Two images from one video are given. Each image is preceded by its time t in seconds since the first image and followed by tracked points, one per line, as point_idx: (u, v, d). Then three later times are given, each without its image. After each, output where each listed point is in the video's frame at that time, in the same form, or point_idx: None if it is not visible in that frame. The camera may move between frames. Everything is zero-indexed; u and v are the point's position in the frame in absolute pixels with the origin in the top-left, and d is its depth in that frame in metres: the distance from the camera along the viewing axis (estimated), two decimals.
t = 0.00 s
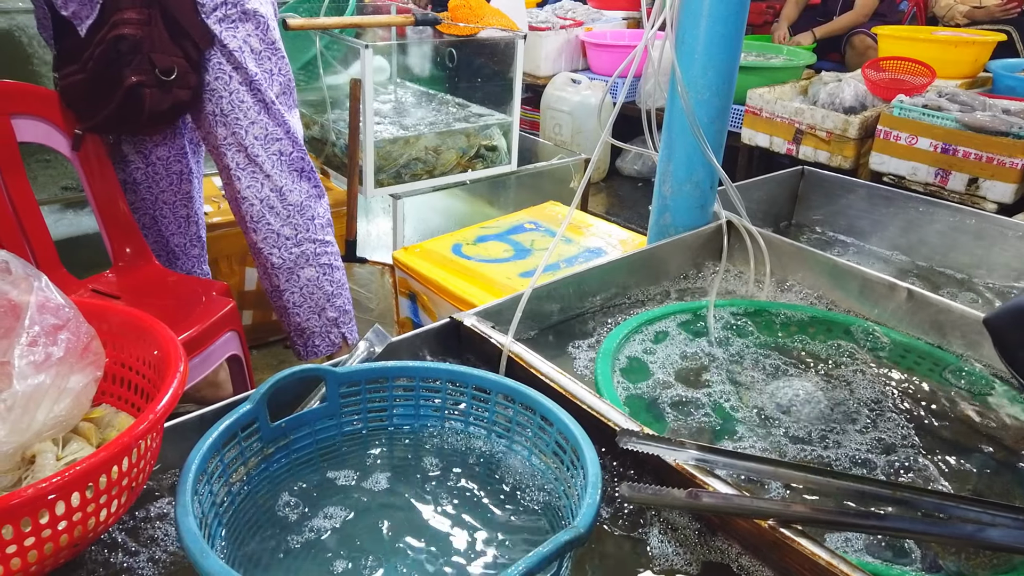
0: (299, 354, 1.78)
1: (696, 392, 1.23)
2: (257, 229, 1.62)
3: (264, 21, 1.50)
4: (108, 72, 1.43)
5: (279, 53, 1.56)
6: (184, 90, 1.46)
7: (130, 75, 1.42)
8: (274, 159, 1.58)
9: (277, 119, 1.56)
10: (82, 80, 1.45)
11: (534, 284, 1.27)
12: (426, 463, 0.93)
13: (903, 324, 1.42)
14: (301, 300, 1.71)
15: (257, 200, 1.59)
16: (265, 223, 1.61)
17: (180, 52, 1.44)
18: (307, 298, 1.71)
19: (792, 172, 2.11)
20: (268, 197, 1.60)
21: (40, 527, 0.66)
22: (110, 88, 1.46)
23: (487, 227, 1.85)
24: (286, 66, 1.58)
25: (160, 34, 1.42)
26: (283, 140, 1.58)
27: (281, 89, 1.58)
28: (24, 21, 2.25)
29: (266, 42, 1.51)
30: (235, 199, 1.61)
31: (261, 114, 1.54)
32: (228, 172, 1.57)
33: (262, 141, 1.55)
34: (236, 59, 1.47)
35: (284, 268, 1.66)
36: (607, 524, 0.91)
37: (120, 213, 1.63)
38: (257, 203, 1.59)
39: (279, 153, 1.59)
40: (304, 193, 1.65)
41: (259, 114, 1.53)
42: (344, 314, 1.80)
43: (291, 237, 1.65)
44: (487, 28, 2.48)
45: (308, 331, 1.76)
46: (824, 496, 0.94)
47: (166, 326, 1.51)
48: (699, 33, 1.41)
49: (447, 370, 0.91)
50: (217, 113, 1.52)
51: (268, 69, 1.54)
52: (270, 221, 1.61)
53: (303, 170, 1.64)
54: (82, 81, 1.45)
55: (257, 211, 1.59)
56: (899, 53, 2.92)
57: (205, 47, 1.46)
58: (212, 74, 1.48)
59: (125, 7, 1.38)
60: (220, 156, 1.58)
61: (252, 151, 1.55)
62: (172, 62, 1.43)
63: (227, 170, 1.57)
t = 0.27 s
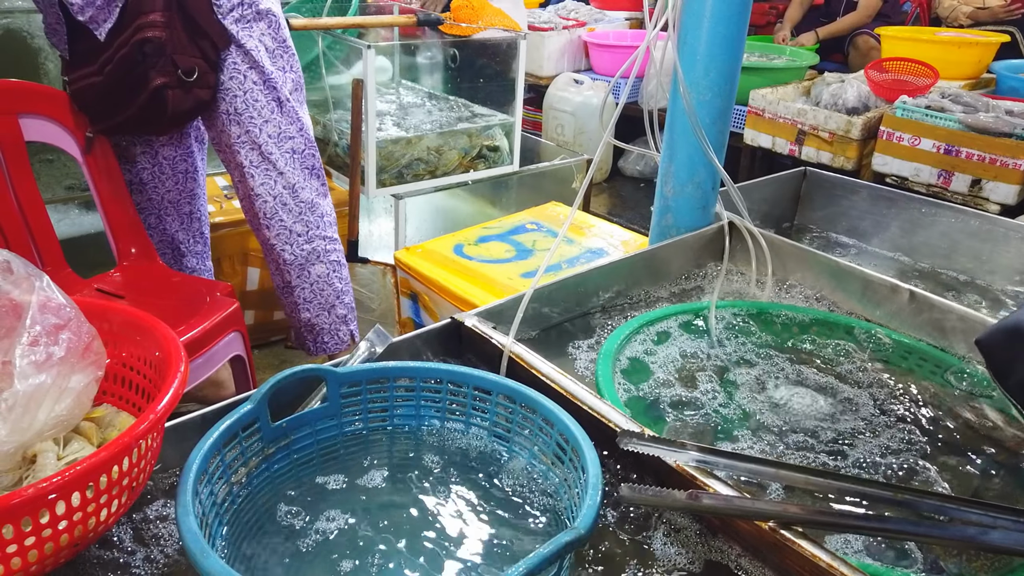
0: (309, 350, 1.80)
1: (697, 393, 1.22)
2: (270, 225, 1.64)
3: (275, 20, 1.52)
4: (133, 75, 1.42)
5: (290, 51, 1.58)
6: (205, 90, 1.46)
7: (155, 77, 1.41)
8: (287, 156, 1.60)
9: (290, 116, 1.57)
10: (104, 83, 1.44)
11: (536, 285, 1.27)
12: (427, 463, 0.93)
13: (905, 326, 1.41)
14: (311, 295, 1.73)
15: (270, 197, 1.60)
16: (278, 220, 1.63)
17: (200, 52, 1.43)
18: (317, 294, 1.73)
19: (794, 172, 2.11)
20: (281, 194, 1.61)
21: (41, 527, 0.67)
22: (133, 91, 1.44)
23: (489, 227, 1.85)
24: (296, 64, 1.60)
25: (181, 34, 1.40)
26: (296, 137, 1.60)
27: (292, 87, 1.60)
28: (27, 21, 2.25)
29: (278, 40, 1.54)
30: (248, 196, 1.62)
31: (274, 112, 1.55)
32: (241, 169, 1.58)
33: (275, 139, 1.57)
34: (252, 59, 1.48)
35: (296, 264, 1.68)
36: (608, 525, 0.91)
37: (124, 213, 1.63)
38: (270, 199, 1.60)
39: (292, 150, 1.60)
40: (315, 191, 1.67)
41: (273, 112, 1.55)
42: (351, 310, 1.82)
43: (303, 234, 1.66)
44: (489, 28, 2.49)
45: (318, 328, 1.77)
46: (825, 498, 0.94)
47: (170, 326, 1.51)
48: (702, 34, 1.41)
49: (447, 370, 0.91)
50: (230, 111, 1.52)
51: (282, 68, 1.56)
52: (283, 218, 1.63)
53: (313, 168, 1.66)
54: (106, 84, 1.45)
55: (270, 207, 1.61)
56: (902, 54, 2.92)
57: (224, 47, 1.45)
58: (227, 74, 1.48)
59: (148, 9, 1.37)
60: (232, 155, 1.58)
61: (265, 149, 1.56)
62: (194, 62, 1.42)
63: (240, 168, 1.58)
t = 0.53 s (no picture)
0: (314, 351, 1.81)
1: (697, 395, 1.22)
2: (275, 227, 1.64)
3: (279, 23, 1.52)
4: (140, 79, 1.41)
5: (294, 54, 1.58)
6: (211, 95, 1.47)
7: (163, 83, 1.40)
8: (292, 159, 1.60)
9: (294, 119, 1.57)
10: (110, 87, 1.43)
11: (536, 286, 1.27)
12: (427, 464, 0.93)
13: (907, 327, 1.41)
14: (315, 297, 1.73)
15: (275, 200, 1.61)
16: (282, 222, 1.63)
17: (205, 57, 1.43)
18: (321, 295, 1.73)
19: (796, 173, 2.11)
20: (286, 196, 1.61)
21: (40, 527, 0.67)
22: (138, 95, 1.44)
23: (490, 228, 1.85)
24: (300, 66, 1.60)
25: (189, 39, 1.40)
26: (300, 140, 1.60)
27: (297, 89, 1.61)
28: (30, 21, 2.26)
29: (282, 43, 1.53)
30: (252, 199, 1.62)
31: (279, 115, 1.55)
32: (246, 173, 1.58)
33: (279, 142, 1.57)
34: (257, 62, 1.49)
35: (301, 266, 1.69)
36: (609, 527, 0.91)
37: (124, 212, 1.63)
38: (276, 202, 1.61)
39: (296, 153, 1.61)
40: (319, 194, 1.68)
41: (278, 116, 1.55)
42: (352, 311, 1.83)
43: (307, 236, 1.66)
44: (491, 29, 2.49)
45: (323, 329, 1.78)
46: (824, 499, 0.94)
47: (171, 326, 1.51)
48: (703, 36, 1.41)
49: (448, 371, 0.91)
50: (234, 115, 1.52)
51: (286, 71, 1.56)
52: (287, 220, 1.63)
53: (316, 170, 1.66)
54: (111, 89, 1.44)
55: (275, 211, 1.62)
56: (904, 55, 2.92)
57: (229, 51, 1.46)
58: (232, 78, 1.49)
59: (158, 15, 1.36)
60: (236, 157, 1.59)
61: (270, 152, 1.57)
62: (201, 68, 1.42)
63: (244, 171, 1.59)
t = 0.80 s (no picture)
0: (318, 352, 1.82)
1: (699, 395, 1.22)
2: (278, 229, 1.64)
3: (282, 24, 1.52)
4: (141, 82, 1.40)
5: (297, 54, 1.58)
6: (212, 97, 1.46)
7: (164, 85, 1.40)
8: (295, 160, 1.60)
9: (297, 121, 1.57)
10: (112, 89, 1.43)
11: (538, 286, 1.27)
12: (429, 464, 0.93)
13: (909, 329, 1.41)
14: (317, 297, 1.73)
15: (277, 201, 1.61)
16: (285, 223, 1.64)
17: (205, 59, 1.42)
18: (323, 296, 1.74)
19: (798, 174, 2.10)
20: (289, 198, 1.62)
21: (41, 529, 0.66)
22: (140, 97, 1.43)
23: (491, 228, 1.85)
24: (304, 67, 1.60)
25: (190, 42, 1.39)
26: (303, 142, 1.60)
27: (300, 90, 1.60)
28: (32, 21, 2.26)
29: (285, 44, 1.54)
30: (255, 200, 1.62)
31: (282, 117, 1.55)
32: (248, 174, 1.59)
33: (282, 144, 1.57)
34: (260, 64, 1.49)
35: (303, 267, 1.69)
36: (611, 529, 0.91)
37: (126, 213, 1.63)
38: (278, 203, 1.61)
39: (299, 155, 1.61)
40: (321, 195, 1.68)
41: (281, 117, 1.55)
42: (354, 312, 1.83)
43: (310, 237, 1.67)
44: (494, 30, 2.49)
45: (326, 330, 1.79)
46: (826, 501, 0.94)
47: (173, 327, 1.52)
48: (705, 37, 1.41)
49: (450, 372, 0.91)
50: (237, 117, 1.52)
51: (289, 71, 1.56)
52: (290, 222, 1.63)
53: (319, 171, 1.66)
54: (113, 90, 1.43)
55: (277, 212, 1.62)
56: (906, 56, 2.91)
57: (232, 53, 1.45)
58: (235, 80, 1.49)
59: (159, 17, 1.35)
60: (239, 159, 1.59)
61: (272, 154, 1.57)
62: (202, 71, 1.41)
63: (247, 173, 1.59)
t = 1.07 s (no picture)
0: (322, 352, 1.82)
1: (703, 397, 1.22)
2: (282, 229, 1.64)
3: (288, 24, 1.52)
4: (150, 83, 1.41)
5: (304, 54, 1.58)
6: (220, 97, 1.46)
7: (173, 85, 1.40)
8: (300, 160, 1.60)
9: (303, 121, 1.57)
10: (121, 90, 1.43)
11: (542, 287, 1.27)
12: (432, 465, 0.93)
13: (913, 330, 1.41)
14: (321, 297, 1.73)
15: (282, 201, 1.61)
16: (290, 224, 1.64)
17: (214, 59, 1.43)
18: (327, 296, 1.74)
19: (801, 175, 2.10)
20: (294, 198, 1.62)
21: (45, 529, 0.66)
22: (149, 98, 1.43)
23: (494, 228, 1.85)
24: (310, 67, 1.60)
25: (198, 42, 1.40)
26: (309, 142, 1.60)
27: (306, 90, 1.61)
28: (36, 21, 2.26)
29: (291, 44, 1.54)
30: (260, 200, 1.62)
31: (287, 117, 1.55)
32: (254, 174, 1.58)
33: (288, 144, 1.57)
34: (267, 64, 1.49)
35: (308, 267, 1.69)
36: (614, 530, 0.90)
37: (130, 213, 1.63)
38: (283, 203, 1.61)
39: (305, 155, 1.61)
40: (327, 195, 1.68)
41: (287, 117, 1.55)
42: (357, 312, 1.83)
43: (314, 237, 1.67)
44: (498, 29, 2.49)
45: (329, 330, 1.79)
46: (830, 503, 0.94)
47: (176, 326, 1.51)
48: (710, 37, 1.40)
49: (453, 372, 0.91)
50: (243, 117, 1.52)
51: (295, 71, 1.56)
52: (295, 222, 1.64)
53: (324, 171, 1.67)
54: (122, 92, 1.44)
55: (282, 212, 1.62)
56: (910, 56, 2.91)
57: (240, 53, 1.45)
58: (242, 80, 1.48)
59: (169, 18, 1.37)
60: (244, 159, 1.59)
61: (278, 154, 1.57)
62: (211, 71, 1.42)
63: (252, 173, 1.59)
